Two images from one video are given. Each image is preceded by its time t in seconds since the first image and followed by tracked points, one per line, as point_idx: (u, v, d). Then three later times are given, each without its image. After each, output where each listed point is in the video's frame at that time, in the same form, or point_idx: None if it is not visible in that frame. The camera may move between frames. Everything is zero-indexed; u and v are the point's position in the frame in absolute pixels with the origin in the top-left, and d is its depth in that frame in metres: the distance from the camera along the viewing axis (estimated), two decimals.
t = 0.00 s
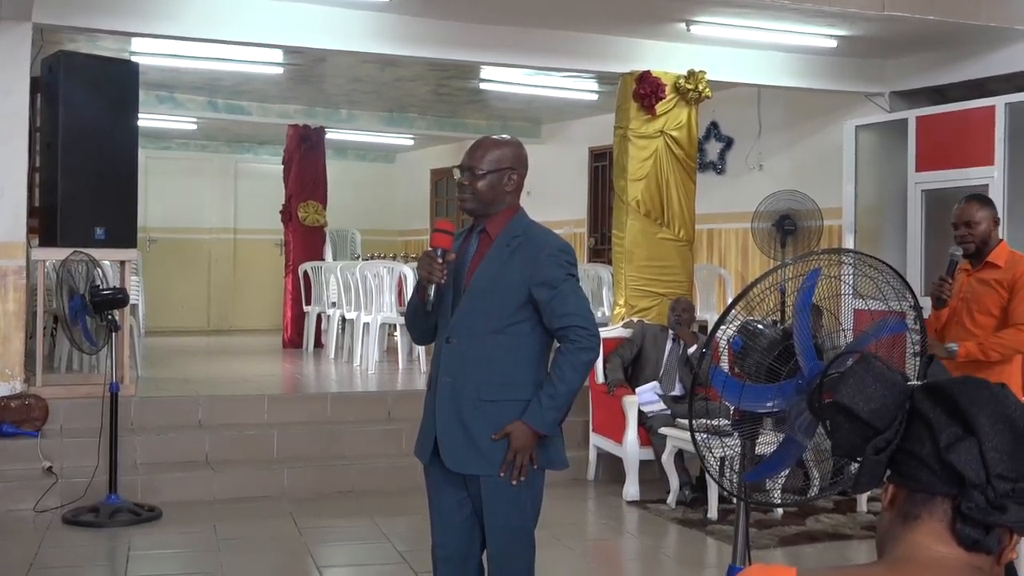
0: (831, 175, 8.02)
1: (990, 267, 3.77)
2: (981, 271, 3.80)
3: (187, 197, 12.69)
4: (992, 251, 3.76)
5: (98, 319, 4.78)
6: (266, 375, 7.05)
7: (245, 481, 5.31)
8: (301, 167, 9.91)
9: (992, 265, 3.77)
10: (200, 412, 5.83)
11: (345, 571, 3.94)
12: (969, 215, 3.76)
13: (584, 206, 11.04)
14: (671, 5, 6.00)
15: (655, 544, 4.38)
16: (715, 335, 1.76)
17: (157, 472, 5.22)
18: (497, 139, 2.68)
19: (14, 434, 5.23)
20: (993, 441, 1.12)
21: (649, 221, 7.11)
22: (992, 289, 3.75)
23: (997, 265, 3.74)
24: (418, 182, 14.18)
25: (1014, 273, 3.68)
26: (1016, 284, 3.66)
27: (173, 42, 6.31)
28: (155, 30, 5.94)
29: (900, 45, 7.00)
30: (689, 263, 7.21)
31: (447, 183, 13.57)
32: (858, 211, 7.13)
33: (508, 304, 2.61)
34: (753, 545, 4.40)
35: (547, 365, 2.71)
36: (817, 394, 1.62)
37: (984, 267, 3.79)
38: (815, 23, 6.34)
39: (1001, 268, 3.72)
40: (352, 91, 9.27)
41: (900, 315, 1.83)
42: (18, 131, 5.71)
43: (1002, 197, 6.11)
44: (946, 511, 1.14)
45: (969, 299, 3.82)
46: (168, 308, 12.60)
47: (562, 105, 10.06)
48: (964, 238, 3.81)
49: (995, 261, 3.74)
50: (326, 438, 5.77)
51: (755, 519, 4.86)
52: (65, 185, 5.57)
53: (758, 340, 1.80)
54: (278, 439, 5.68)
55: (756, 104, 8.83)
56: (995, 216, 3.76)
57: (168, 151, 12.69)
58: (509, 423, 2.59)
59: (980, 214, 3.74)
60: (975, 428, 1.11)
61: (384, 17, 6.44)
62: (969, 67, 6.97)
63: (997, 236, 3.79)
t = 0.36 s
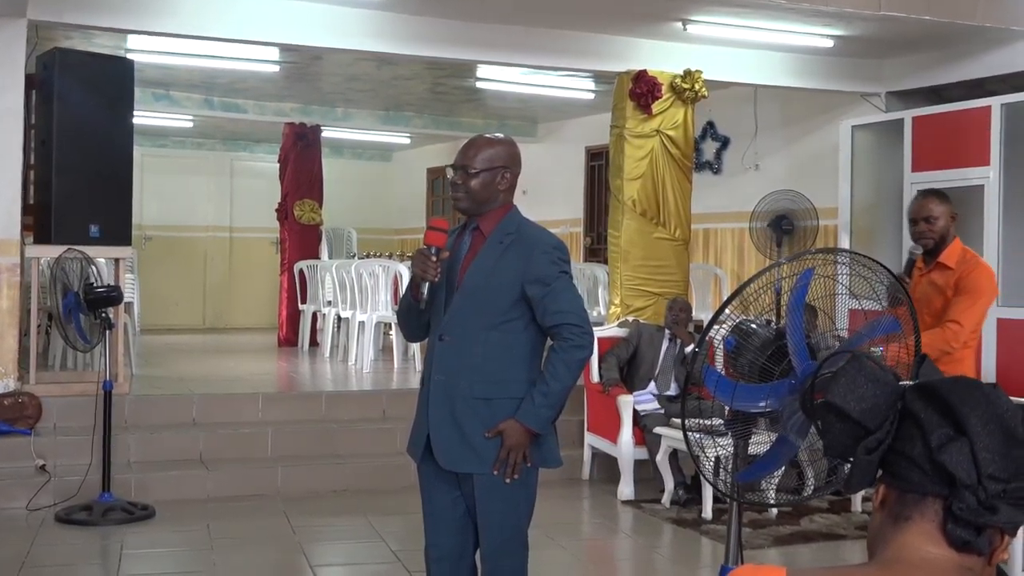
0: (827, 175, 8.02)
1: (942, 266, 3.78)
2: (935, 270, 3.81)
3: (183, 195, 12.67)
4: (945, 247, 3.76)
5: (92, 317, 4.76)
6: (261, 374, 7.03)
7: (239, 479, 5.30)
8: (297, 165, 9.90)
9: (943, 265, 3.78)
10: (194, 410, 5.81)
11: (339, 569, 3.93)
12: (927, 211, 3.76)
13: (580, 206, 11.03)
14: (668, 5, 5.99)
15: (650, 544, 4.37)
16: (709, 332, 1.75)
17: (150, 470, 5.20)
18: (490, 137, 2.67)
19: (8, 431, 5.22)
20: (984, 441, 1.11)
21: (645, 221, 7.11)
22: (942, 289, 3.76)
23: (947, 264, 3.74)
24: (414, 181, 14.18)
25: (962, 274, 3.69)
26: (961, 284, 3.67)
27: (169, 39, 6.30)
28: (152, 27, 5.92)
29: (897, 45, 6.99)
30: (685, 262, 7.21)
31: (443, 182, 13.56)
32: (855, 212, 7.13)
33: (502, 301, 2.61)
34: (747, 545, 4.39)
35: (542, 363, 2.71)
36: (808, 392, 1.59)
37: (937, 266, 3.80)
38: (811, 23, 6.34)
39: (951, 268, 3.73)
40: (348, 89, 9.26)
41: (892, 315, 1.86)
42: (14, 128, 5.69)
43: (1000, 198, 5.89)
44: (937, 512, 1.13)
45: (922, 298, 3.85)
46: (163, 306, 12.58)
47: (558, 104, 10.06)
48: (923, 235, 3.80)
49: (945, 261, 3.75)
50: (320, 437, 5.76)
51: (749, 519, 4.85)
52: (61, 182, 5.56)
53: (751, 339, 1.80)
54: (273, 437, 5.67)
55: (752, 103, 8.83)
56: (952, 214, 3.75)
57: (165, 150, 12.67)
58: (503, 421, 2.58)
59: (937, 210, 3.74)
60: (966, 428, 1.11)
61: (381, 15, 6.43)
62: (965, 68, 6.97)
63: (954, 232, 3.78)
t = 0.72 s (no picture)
0: (812, 173, 8.05)
1: (889, 255, 3.56)
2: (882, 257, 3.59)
3: (168, 192, 12.62)
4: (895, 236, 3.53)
5: (76, 314, 4.74)
6: (246, 372, 7.02)
7: (224, 477, 5.29)
8: (283, 162, 9.88)
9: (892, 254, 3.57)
10: (179, 408, 5.80)
11: (324, 567, 3.93)
12: (878, 196, 3.48)
13: (567, 203, 11.04)
14: (654, 3, 6.01)
15: (634, 541, 4.38)
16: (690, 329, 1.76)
17: (135, 467, 5.19)
18: (462, 136, 2.67)
19: None
20: (959, 435, 1.12)
21: (630, 218, 7.12)
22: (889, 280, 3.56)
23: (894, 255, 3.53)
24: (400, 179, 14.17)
25: (910, 264, 3.49)
26: (910, 274, 3.48)
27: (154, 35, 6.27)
28: (137, 23, 5.90)
29: (882, 44, 7.02)
30: (671, 260, 7.22)
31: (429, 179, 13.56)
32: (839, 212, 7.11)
33: (485, 299, 2.61)
34: (731, 541, 4.41)
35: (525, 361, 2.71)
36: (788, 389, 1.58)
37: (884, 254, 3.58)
38: (796, 22, 6.36)
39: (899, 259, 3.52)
40: (335, 86, 9.25)
41: (872, 311, 1.88)
42: None
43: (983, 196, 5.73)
44: (913, 505, 1.14)
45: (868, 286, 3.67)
46: (148, 304, 12.53)
47: (544, 102, 10.06)
48: (870, 221, 3.54)
49: (893, 250, 3.53)
50: (305, 435, 5.75)
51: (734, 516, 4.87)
52: (45, 179, 5.53)
53: (732, 335, 1.79)
54: (258, 435, 5.66)
55: (738, 102, 8.86)
56: (902, 198, 3.49)
57: (151, 146, 12.63)
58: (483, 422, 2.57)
59: (888, 196, 3.46)
60: (941, 421, 1.12)
61: (368, 13, 6.42)
62: (948, 67, 7.00)
63: (903, 218, 3.53)
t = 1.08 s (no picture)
0: (817, 167, 8.03)
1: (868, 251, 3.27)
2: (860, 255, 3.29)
3: (174, 189, 12.65)
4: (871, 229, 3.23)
5: (83, 311, 4.75)
6: (253, 368, 7.04)
7: (231, 472, 5.30)
8: (289, 159, 9.89)
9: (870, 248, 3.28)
10: (186, 404, 5.81)
11: (331, 562, 3.94)
12: (854, 189, 3.19)
13: (572, 198, 11.04)
14: None
15: (641, 535, 4.38)
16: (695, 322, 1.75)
17: (142, 464, 5.20)
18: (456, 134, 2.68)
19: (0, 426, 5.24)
20: (963, 426, 1.12)
21: (636, 213, 7.12)
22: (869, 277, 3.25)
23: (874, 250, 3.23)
24: (405, 175, 14.18)
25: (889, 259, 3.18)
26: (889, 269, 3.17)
27: (158, 32, 6.27)
28: (142, 21, 5.91)
29: (887, 37, 7.00)
30: (677, 255, 7.21)
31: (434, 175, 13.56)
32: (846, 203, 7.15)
33: (490, 287, 2.62)
34: (739, 536, 4.40)
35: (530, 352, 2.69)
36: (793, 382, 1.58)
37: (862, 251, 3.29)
38: (801, 15, 6.35)
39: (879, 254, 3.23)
40: (339, 83, 9.25)
41: (877, 304, 1.88)
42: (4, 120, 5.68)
43: (990, 189, 5.71)
44: (916, 496, 1.14)
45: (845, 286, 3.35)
46: (155, 301, 12.56)
47: (549, 97, 10.06)
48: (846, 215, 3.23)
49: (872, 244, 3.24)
50: (312, 431, 5.76)
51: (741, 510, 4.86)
52: (51, 176, 5.55)
53: (738, 329, 1.79)
54: (265, 430, 5.67)
55: (743, 96, 8.84)
56: (880, 190, 3.20)
57: (156, 144, 12.65)
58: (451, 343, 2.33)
59: (865, 188, 3.18)
60: (945, 412, 1.12)
61: (372, 9, 6.43)
62: (954, 60, 6.98)
63: (881, 212, 3.25)
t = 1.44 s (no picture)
0: (818, 167, 8.03)
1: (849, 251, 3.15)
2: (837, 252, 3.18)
3: (175, 190, 12.66)
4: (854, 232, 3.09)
5: (84, 311, 4.75)
6: (254, 368, 7.04)
7: (231, 472, 5.30)
8: (290, 159, 9.89)
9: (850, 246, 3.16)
10: (186, 404, 5.81)
11: (332, 562, 3.94)
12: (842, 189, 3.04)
13: (573, 199, 11.04)
14: None
15: (642, 536, 4.38)
16: (694, 321, 1.77)
17: (143, 464, 5.20)
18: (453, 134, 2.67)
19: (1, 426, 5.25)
20: (959, 426, 1.12)
21: (636, 214, 7.12)
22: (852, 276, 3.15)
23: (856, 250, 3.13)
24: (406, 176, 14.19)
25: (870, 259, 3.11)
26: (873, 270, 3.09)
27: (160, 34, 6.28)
28: (143, 22, 5.91)
29: (888, 38, 7.01)
30: (677, 255, 7.22)
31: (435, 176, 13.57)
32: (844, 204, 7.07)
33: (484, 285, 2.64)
34: (739, 536, 4.39)
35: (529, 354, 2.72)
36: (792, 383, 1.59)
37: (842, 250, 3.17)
38: (801, 16, 6.35)
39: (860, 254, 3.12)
40: (341, 83, 9.26)
41: (875, 304, 1.86)
42: (5, 121, 5.68)
43: (991, 190, 5.70)
44: (912, 496, 1.14)
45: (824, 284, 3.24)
46: (156, 302, 12.57)
47: (550, 97, 10.06)
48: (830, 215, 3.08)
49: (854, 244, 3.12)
50: (312, 430, 5.76)
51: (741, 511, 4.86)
52: (52, 176, 5.56)
53: (736, 329, 1.79)
54: (266, 430, 5.67)
55: (744, 97, 8.85)
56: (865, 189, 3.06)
57: (157, 144, 12.65)
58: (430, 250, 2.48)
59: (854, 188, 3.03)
60: (941, 412, 1.11)
61: (373, 10, 6.43)
62: (955, 60, 6.98)
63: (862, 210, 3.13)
